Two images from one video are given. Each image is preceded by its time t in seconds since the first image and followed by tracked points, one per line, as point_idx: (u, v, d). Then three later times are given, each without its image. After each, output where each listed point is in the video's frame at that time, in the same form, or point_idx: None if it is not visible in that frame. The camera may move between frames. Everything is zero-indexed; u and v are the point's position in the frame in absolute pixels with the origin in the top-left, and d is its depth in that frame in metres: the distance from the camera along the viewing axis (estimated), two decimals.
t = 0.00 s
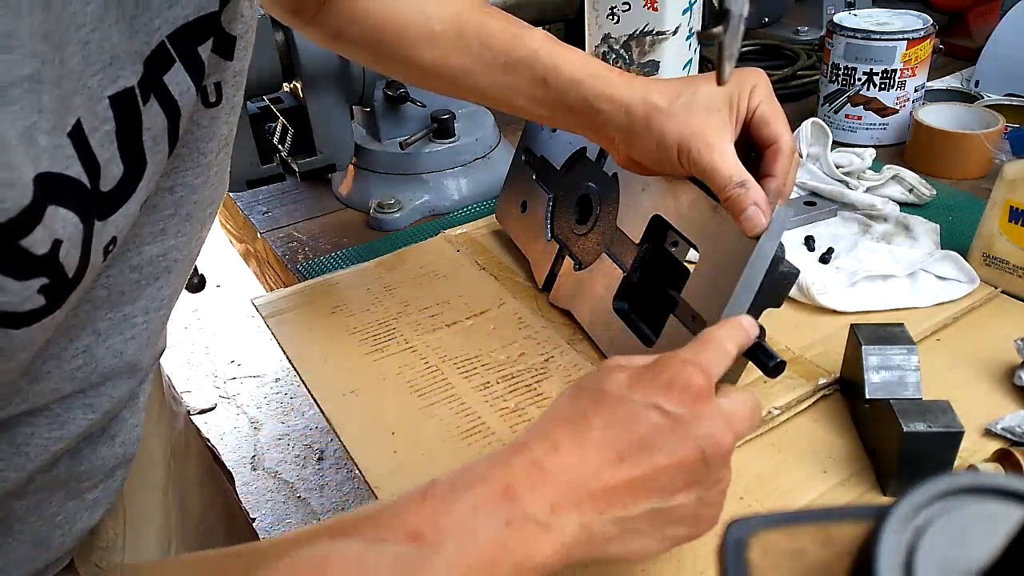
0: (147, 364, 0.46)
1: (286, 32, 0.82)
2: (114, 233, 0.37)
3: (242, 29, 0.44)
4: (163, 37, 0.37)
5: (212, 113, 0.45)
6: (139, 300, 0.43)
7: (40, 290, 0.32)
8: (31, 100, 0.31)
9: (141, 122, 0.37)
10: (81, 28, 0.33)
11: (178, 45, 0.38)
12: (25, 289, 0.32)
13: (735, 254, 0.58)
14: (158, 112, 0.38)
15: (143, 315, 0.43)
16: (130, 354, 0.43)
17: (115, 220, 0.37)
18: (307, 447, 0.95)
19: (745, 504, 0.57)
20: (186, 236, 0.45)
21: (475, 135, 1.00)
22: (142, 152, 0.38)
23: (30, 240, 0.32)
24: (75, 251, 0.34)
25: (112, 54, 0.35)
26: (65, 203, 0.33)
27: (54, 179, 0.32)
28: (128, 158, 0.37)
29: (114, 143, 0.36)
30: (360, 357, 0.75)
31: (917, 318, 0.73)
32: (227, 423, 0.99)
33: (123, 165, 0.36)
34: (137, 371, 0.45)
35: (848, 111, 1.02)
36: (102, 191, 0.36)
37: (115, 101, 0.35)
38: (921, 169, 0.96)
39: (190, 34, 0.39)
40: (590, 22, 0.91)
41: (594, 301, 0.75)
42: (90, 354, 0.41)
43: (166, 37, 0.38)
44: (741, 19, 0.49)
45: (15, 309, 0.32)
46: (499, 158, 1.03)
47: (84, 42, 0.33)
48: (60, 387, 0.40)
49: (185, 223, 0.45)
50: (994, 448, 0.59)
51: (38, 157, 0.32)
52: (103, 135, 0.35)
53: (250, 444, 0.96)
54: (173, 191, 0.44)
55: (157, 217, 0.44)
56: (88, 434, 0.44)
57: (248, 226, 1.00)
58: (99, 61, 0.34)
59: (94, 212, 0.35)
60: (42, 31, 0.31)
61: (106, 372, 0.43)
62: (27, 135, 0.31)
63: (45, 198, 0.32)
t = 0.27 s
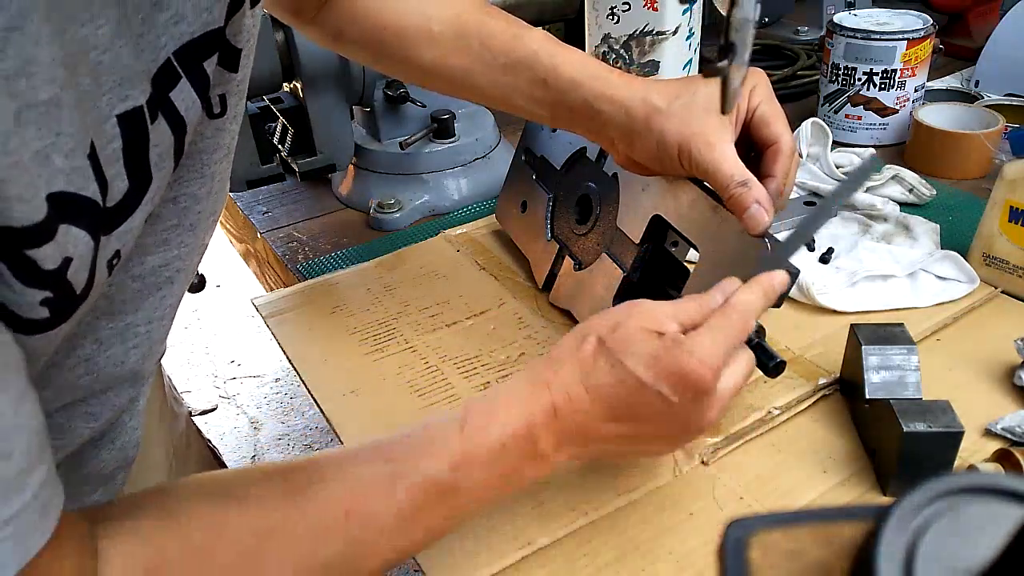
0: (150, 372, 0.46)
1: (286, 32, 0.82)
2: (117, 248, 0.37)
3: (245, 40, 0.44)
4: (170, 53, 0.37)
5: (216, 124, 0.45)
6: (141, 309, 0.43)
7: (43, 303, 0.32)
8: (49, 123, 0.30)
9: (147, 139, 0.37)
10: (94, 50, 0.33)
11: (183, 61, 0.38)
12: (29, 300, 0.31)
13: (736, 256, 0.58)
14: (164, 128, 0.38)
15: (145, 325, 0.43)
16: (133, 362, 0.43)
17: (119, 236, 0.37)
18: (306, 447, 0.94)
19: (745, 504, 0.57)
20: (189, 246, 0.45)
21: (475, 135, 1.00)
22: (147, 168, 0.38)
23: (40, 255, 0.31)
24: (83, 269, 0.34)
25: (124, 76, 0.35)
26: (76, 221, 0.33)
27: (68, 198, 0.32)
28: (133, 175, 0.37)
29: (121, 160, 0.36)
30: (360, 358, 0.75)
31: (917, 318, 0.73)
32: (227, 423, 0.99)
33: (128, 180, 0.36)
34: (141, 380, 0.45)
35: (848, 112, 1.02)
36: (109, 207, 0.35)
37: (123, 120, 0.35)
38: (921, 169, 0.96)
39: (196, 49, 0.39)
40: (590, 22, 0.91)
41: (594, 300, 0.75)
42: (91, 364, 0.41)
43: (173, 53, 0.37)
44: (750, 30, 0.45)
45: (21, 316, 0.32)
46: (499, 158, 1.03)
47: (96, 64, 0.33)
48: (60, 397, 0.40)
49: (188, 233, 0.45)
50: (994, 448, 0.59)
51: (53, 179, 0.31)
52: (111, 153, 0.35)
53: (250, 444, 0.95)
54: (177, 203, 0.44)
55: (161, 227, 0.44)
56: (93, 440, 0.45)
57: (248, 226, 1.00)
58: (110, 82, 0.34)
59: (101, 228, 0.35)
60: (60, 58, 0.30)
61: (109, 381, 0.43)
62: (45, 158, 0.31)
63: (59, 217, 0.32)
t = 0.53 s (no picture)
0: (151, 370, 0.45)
1: (286, 32, 0.82)
2: (106, 238, 0.37)
3: (242, 34, 0.44)
4: (160, 43, 0.37)
5: (213, 120, 0.44)
6: (140, 306, 0.43)
7: (30, 297, 0.32)
8: (23, 106, 0.30)
9: (135, 129, 0.37)
10: (75, 35, 0.33)
11: (174, 51, 0.38)
12: (13, 295, 0.31)
13: (736, 256, 0.58)
14: (153, 118, 0.38)
15: (143, 322, 0.43)
16: (132, 361, 0.43)
17: (106, 225, 0.37)
18: (306, 447, 0.95)
19: (745, 504, 0.57)
20: (187, 243, 0.45)
21: (475, 135, 1.00)
22: (135, 159, 0.37)
23: (19, 248, 0.31)
24: (64, 258, 0.34)
25: (107, 62, 0.34)
26: (56, 209, 0.32)
27: (47, 186, 0.32)
28: (121, 165, 0.37)
29: (106, 148, 0.35)
30: (360, 357, 0.75)
31: (917, 318, 0.73)
32: (227, 423, 0.99)
33: (115, 171, 0.36)
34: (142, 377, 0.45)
35: (848, 112, 1.02)
36: (94, 196, 0.35)
37: (107, 107, 0.35)
38: (921, 169, 0.96)
39: (188, 40, 0.39)
40: (590, 22, 0.91)
41: (594, 300, 0.75)
42: (89, 361, 0.41)
43: (162, 43, 0.37)
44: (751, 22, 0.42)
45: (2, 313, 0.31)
46: (499, 158, 1.03)
47: (77, 49, 0.33)
48: (58, 396, 0.40)
49: (185, 229, 0.45)
50: (994, 448, 0.59)
51: (29, 164, 0.31)
52: (95, 141, 0.35)
53: (250, 444, 0.96)
54: (174, 198, 0.44)
55: (158, 221, 0.44)
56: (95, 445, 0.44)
57: (248, 226, 1.00)
58: (93, 67, 0.34)
59: (84, 218, 0.35)
60: (35, 35, 0.31)
61: (107, 380, 0.42)
62: (19, 142, 0.30)
63: (36, 205, 0.31)
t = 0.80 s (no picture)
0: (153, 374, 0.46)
1: (287, 32, 0.82)
2: (117, 248, 0.37)
3: (249, 43, 0.44)
4: (171, 56, 0.37)
5: (220, 128, 0.44)
6: (145, 311, 0.43)
7: (40, 305, 0.32)
8: (42, 123, 0.30)
9: (148, 141, 0.37)
10: (92, 51, 0.33)
11: (184, 63, 0.38)
12: (24, 303, 0.31)
13: (735, 256, 0.58)
14: (165, 131, 0.38)
15: (147, 327, 0.43)
16: (135, 364, 0.43)
17: (118, 235, 0.37)
18: (307, 446, 0.94)
19: (745, 504, 0.57)
20: (193, 249, 0.45)
21: (475, 135, 1.00)
22: (147, 169, 0.37)
23: (33, 258, 0.31)
24: (77, 269, 0.33)
25: (122, 76, 0.34)
26: (71, 221, 0.32)
27: (63, 200, 0.32)
28: (133, 178, 0.37)
29: (120, 161, 0.35)
30: (360, 357, 0.75)
31: (918, 318, 0.73)
32: (227, 423, 0.98)
33: (126, 183, 0.36)
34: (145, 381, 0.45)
35: (848, 111, 1.02)
36: (106, 207, 0.35)
37: (122, 121, 0.35)
38: (921, 169, 0.96)
39: (198, 52, 0.39)
40: (590, 22, 0.91)
41: (594, 300, 0.75)
42: (96, 363, 0.41)
43: (173, 56, 0.37)
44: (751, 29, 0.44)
45: (13, 320, 0.31)
46: (499, 158, 1.03)
47: (93, 65, 0.33)
48: (65, 396, 0.41)
49: (191, 235, 0.45)
50: (993, 448, 0.59)
51: (48, 179, 0.31)
52: (110, 153, 0.35)
53: (250, 444, 0.95)
54: (181, 205, 0.44)
55: (165, 229, 0.44)
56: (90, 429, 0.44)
57: (248, 226, 1.00)
58: (109, 82, 0.34)
59: (97, 228, 0.35)
60: (55, 56, 0.30)
61: (112, 382, 0.43)
62: (38, 158, 0.30)
63: (52, 218, 0.31)
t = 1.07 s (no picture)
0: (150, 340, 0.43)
1: (286, 33, 0.82)
2: (80, 183, 0.35)
3: None
4: None
5: (200, 76, 0.43)
6: (134, 272, 0.40)
7: None
8: None
9: (108, 69, 0.35)
10: None
11: None
12: None
13: (734, 258, 0.58)
14: (127, 61, 0.36)
15: (138, 289, 0.41)
16: (127, 329, 0.41)
17: (79, 168, 0.35)
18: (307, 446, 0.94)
19: (745, 504, 0.57)
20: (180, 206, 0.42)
21: (475, 135, 1.00)
22: (107, 99, 0.36)
23: None
24: (29, 194, 0.32)
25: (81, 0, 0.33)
26: (17, 142, 0.31)
27: (9, 119, 0.31)
28: (93, 107, 0.35)
29: (79, 89, 0.34)
30: (360, 357, 0.75)
31: (918, 318, 0.73)
32: (227, 423, 0.98)
33: (87, 113, 0.35)
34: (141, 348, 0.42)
35: (848, 112, 1.02)
36: (64, 136, 0.34)
37: (80, 47, 0.34)
38: (921, 169, 0.96)
39: None
40: (590, 22, 0.91)
41: (593, 300, 0.75)
42: (85, 327, 0.39)
43: None
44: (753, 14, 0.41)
45: None
46: (499, 158, 1.03)
47: None
48: (50, 365, 0.38)
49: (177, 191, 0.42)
50: (993, 448, 0.59)
51: None
52: (67, 80, 0.33)
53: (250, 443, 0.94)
54: (164, 158, 0.42)
55: (149, 183, 0.41)
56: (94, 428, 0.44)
57: (248, 226, 1.00)
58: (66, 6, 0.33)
59: (52, 156, 0.33)
60: None
61: (105, 349, 0.40)
62: None
63: None
